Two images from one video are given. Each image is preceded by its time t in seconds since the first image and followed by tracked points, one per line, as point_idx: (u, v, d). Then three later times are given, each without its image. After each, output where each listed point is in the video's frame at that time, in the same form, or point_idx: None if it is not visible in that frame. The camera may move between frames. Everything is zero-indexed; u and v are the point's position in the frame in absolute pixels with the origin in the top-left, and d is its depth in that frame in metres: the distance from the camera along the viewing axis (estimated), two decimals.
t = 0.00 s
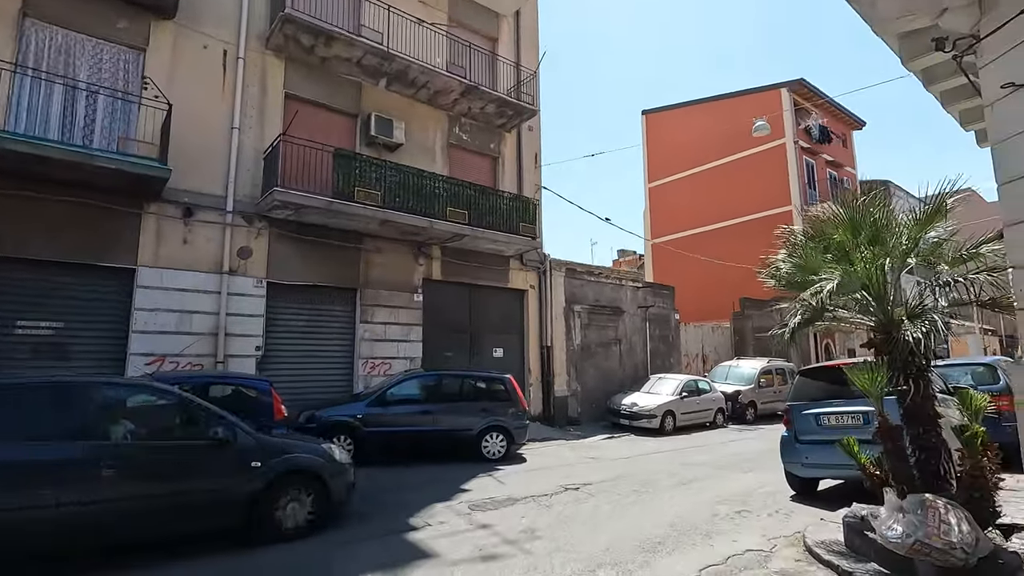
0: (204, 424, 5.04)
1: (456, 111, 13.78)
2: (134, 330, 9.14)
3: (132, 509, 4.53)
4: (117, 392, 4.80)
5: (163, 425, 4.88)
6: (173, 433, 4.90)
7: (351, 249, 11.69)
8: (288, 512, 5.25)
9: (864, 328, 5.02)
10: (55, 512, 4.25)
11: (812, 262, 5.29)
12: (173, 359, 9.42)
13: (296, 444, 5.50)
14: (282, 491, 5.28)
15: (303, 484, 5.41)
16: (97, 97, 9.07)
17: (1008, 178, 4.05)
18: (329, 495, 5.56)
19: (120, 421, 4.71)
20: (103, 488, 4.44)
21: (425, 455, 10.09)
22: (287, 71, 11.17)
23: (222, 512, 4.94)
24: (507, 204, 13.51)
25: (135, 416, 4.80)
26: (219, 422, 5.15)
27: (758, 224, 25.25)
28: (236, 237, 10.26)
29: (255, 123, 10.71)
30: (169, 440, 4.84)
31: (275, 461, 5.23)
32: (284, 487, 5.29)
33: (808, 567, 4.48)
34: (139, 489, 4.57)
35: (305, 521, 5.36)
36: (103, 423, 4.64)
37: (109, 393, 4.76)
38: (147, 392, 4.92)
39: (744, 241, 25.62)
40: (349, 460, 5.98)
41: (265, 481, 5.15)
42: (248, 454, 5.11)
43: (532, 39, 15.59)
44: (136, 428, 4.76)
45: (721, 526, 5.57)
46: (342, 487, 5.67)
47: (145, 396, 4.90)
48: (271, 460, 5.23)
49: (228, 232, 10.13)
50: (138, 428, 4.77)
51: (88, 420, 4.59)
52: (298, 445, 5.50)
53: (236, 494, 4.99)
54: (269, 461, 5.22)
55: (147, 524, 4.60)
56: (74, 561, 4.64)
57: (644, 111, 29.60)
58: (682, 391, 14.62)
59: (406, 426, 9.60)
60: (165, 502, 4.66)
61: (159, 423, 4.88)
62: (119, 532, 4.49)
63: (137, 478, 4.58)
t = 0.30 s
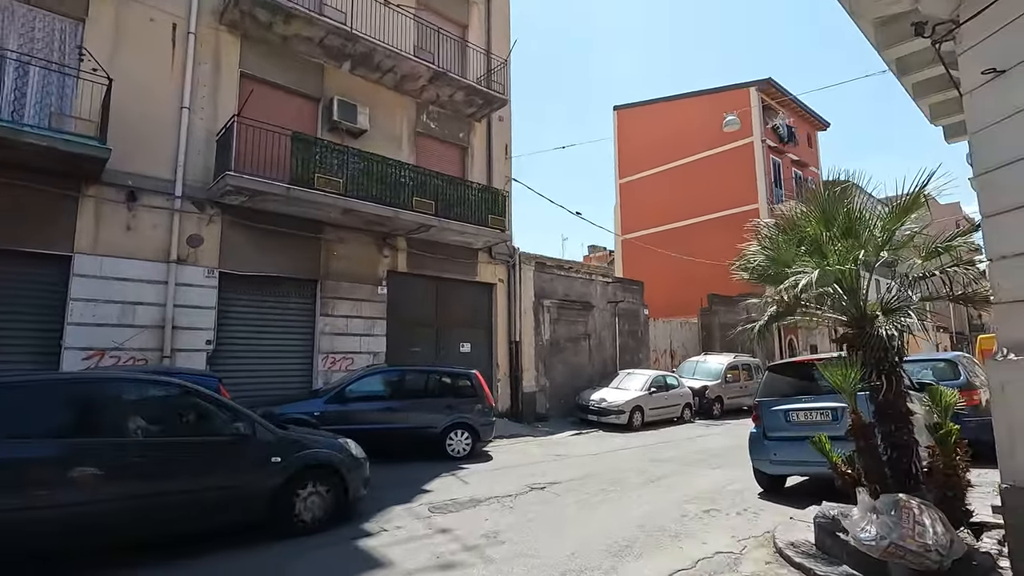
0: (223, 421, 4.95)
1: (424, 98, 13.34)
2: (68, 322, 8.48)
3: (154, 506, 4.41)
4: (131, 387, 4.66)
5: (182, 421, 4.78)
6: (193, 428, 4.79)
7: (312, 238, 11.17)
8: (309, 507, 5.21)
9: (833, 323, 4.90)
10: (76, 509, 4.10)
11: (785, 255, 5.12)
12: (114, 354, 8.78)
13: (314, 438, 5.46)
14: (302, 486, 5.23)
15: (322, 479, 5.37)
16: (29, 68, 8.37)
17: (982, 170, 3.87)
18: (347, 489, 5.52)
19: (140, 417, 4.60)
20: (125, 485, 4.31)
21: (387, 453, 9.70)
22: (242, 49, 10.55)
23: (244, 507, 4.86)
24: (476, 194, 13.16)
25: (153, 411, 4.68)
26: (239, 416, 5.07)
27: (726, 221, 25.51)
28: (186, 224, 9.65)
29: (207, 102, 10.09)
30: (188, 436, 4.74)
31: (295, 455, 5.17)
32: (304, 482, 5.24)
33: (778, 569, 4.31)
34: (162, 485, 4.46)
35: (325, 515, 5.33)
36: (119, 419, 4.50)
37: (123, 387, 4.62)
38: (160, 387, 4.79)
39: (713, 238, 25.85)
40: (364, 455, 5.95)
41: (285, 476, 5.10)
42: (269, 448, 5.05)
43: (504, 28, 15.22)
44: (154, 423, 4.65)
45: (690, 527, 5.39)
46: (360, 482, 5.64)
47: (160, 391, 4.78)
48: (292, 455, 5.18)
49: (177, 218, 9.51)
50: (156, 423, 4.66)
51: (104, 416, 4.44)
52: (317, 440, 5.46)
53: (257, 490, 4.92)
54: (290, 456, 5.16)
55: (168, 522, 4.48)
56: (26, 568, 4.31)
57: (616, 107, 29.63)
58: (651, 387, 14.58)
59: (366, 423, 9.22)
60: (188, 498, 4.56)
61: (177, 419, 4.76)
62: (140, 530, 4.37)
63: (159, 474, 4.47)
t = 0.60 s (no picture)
0: (235, 418, 4.93)
1: (396, 84, 12.86)
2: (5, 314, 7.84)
3: (166, 505, 4.38)
4: (138, 383, 4.57)
5: (191, 418, 4.72)
6: (203, 426, 4.75)
7: (276, 227, 10.65)
8: (321, 505, 5.19)
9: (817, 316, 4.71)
10: (80, 510, 4.01)
11: (770, 245, 4.88)
12: (57, 348, 8.18)
13: (325, 435, 5.44)
14: (313, 484, 5.20)
15: (332, 476, 5.36)
16: None
17: (973, 157, 3.72)
18: (358, 485, 5.51)
19: (152, 413, 4.55)
20: (132, 484, 4.25)
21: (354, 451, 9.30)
22: (201, 25, 9.93)
23: (256, 505, 4.85)
24: (450, 184, 12.77)
25: (160, 408, 4.61)
26: (249, 413, 5.03)
27: (701, 216, 25.57)
28: (138, 210, 9.04)
29: (162, 81, 9.46)
30: (198, 433, 4.69)
31: (306, 452, 5.16)
32: (314, 479, 5.22)
33: None
34: (173, 483, 4.43)
35: (336, 512, 5.31)
36: (126, 416, 4.41)
37: (129, 384, 4.52)
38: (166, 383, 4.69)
39: (689, 233, 25.91)
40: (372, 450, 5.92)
41: (296, 473, 5.08)
42: (281, 445, 5.03)
43: (480, 13, 14.78)
44: (163, 421, 4.58)
45: (668, 529, 5.17)
46: (369, 478, 5.63)
47: (168, 388, 4.70)
48: (303, 452, 5.15)
49: (128, 203, 8.89)
50: (169, 420, 4.61)
51: (110, 413, 4.35)
52: (327, 436, 5.43)
53: (268, 488, 4.90)
54: (301, 453, 5.14)
55: (179, 520, 4.44)
56: None
57: (593, 101, 29.48)
58: (627, 382, 14.43)
59: (332, 421, 8.81)
60: (198, 496, 4.53)
61: (186, 416, 4.70)
62: (150, 529, 4.32)
63: (169, 473, 4.43)
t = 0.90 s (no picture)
0: (225, 412, 4.78)
1: (369, 68, 12.38)
2: None
3: (154, 503, 4.21)
4: (126, 377, 4.37)
5: (180, 412, 4.56)
6: (192, 420, 4.59)
7: (239, 214, 10.11)
8: (313, 501, 5.08)
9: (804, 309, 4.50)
10: (61, 509, 3.82)
11: (755, 233, 4.67)
12: None
13: (315, 430, 5.32)
14: (304, 480, 5.09)
15: (323, 471, 5.25)
16: None
17: (971, 139, 3.55)
18: (351, 480, 5.42)
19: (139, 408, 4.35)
20: (118, 481, 4.07)
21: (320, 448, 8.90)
22: None
23: (247, 502, 4.71)
24: (424, 172, 12.37)
25: (147, 402, 4.41)
26: (239, 408, 4.88)
27: (679, 211, 25.57)
28: (86, 192, 8.46)
29: (113, 55, 8.86)
30: (187, 428, 4.52)
31: (299, 447, 5.05)
32: (305, 475, 5.10)
33: None
34: (161, 480, 4.26)
35: (329, 508, 5.21)
36: (112, 410, 4.21)
37: (114, 376, 4.31)
38: (154, 376, 4.51)
39: (666, 228, 25.91)
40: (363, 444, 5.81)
41: (288, 468, 4.96)
42: (273, 440, 4.90)
43: None
44: (150, 415, 4.39)
45: (646, 529, 4.95)
46: (362, 472, 5.53)
47: (155, 381, 4.51)
48: (294, 446, 5.03)
49: (75, 185, 8.31)
50: (157, 415, 4.43)
51: (95, 408, 4.14)
52: (317, 431, 5.31)
53: (260, 483, 4.78)
54: (292, 448, 5.02)
55: (168, 518, 4.28)
56: None
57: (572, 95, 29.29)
58: (603, 376, 14.27)
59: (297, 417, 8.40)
60: (187, 493, 4.37)
61: (175, 410, 4.53)
62: (137, 528, 4.15)
63: (157, 469, 4.25)
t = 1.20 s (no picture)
0: (195, 408, 4.50)
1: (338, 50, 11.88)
2: None
3: (117, 505, 3.95)
4: (85, 372, 4.12)
5: (145, 408, 4.29)
6: (158, 417, 4.32)
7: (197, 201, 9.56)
8: (289, 501, 4.82)
9: (789, 301, 4.33)
10: (25, 511, 3.62)
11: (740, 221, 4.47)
12: None
13: (290, 425, 5.03)
14: (280, 479, 4.82)
15: (300, 469, 4.98)
16: None
17: (966, 121, 3.38)
18: (330, 478, 5.15)
19: (99, 404, 4.10)
20: (79, 482, 3.83)
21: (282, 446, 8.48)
22: None
23: (218, 503, 4.44)
24: (396, 159, 11.94)
25: (109, 397, 4.16)
26: (209, 403, 4.60)
27: (654, 207, 25.58)
28: (26, 172, 7.84)
29: (57, 25, 8.23)
30: (153, 425, 4.26)
31: (273, 444, 4.77)
32: (281, 473, 4.83)
33: None
34: (125, 480, 4.00)
35: (307, 508, 4.95)
36: (70, 407, 3.98)
37: (71, 370, 4.07)
38: (117, 370, 4.25)
39: (642, 223, 25.91)
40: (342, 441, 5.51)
41: (262, 467, 4.69)
42: (245, 436, 4.63)
43: None
44: (112, 411, 4.14)
45: (623, 530, 4.72)
46: (342, 470, 5.26)
47: (117, 375, 4.25)
48: (268, 444, 4.75)
49: (14, 164, 7.71)
50: (120, 411, 4.17)
51: (50, 403, 3.92)
52: (292, 427, 5.03)
53: (232, 483, 4.51)
54: (266, 445, 4.74)
55: (134, 520, 4.04)
56: None
57: (548, 88, 29.04)
58: (578, 371, 14.10)
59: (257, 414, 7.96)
60: (154, 494, 4.12)
61: (139, 406, 4.27)
62: (101, 530, 3.91)
63: (121, 469, 4.00)
